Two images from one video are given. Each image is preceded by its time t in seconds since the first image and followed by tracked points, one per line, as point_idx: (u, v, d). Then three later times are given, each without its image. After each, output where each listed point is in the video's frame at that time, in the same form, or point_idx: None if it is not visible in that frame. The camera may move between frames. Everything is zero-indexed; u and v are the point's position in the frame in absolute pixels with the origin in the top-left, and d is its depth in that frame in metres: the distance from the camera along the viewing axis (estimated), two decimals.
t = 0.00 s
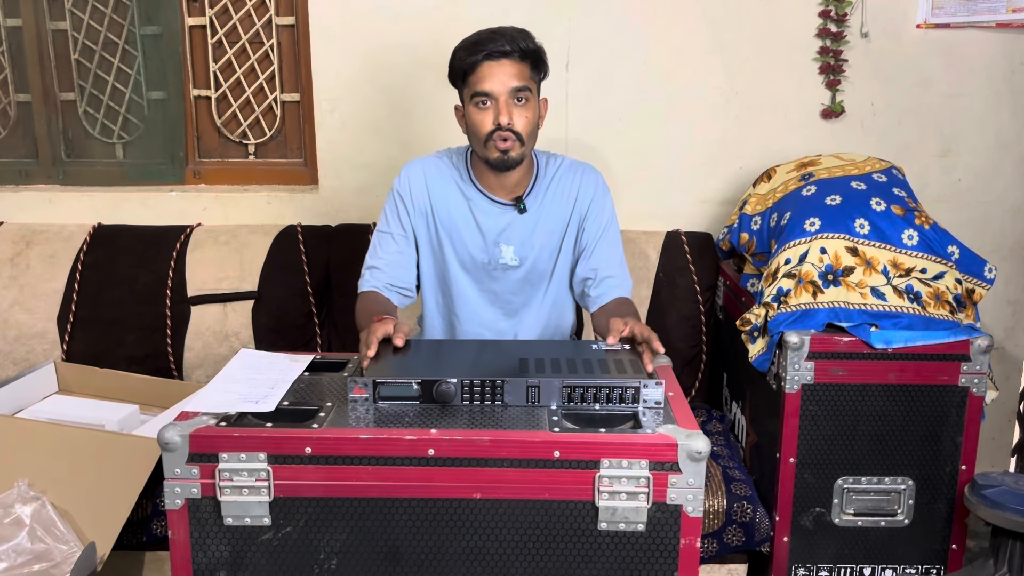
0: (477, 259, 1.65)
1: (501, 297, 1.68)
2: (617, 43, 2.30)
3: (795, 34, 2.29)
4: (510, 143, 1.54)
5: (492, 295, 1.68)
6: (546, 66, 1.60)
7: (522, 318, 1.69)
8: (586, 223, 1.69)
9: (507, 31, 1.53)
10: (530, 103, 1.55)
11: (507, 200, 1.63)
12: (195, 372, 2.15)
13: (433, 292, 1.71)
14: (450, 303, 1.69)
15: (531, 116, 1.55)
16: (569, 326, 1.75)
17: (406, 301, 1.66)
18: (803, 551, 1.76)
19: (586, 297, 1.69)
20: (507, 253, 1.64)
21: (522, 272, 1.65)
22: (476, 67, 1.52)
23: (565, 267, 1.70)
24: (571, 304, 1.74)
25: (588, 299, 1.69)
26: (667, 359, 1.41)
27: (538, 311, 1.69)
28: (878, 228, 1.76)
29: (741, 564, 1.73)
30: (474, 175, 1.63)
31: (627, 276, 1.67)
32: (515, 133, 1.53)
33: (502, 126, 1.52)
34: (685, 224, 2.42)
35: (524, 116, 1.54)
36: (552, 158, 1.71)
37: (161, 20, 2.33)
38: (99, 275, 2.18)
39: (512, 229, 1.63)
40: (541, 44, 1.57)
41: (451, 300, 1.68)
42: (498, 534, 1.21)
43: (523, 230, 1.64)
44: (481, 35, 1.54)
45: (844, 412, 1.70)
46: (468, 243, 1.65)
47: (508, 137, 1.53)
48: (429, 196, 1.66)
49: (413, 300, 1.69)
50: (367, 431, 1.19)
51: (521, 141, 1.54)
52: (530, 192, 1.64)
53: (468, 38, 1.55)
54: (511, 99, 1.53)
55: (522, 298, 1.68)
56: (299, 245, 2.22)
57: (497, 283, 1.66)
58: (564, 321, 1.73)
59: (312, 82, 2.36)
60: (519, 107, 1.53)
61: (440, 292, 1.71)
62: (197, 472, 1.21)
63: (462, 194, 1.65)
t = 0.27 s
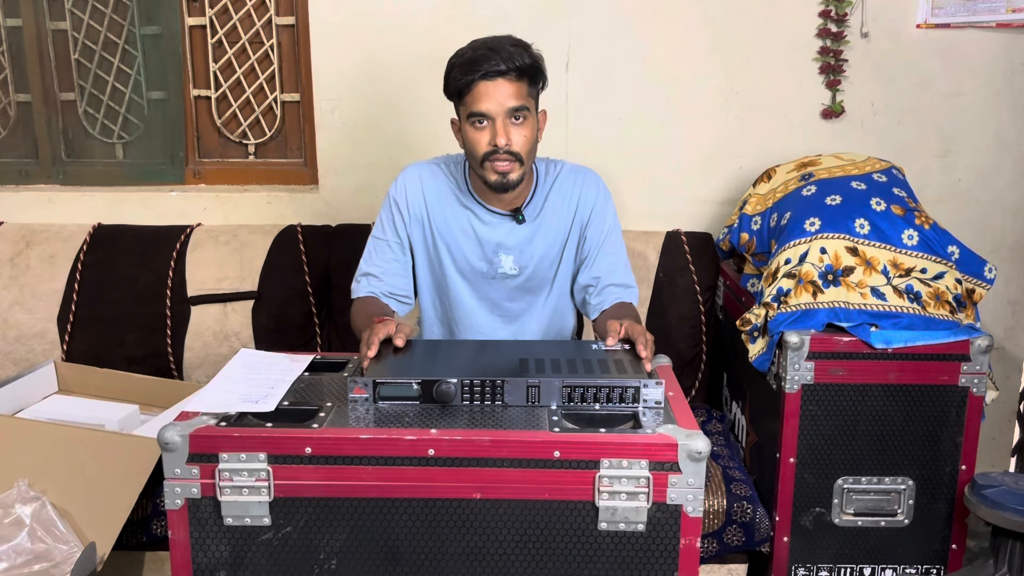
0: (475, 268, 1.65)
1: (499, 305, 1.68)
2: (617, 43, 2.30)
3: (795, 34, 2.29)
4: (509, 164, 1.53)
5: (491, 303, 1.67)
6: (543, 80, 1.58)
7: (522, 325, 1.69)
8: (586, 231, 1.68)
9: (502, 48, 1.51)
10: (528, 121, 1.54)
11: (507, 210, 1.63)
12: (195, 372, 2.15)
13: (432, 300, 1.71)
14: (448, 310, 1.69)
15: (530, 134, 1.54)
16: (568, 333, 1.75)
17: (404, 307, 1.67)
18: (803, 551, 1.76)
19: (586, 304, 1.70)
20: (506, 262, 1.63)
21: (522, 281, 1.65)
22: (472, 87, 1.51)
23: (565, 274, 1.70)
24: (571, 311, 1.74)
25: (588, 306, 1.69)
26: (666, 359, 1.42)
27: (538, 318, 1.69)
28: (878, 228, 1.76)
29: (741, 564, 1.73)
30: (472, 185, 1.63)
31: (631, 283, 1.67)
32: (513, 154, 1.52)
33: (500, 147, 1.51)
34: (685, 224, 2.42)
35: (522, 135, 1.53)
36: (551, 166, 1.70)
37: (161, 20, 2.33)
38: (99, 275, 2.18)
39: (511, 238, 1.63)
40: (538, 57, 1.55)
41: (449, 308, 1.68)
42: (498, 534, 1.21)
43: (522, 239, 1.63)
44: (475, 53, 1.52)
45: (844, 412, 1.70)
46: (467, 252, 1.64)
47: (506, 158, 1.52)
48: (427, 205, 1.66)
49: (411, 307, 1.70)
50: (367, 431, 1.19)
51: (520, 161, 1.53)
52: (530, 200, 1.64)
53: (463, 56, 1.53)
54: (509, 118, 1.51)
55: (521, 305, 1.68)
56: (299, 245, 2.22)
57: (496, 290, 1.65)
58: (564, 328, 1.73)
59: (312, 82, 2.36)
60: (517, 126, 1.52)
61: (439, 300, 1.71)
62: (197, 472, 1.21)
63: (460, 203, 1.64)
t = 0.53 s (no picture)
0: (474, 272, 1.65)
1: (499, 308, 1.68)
2: (617, 43, 2.30)
3: (795, 34, 2.29)
4: (507, 168, 1.53)
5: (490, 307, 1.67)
6: (542, 81, 1.57)
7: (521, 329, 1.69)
8: (586, 234, 1.69)
9: (500, 51, 1.50)
10: (527, 125, 1.54)
11: (506, 213, 1.63)
12: (195, 372, 2.15)
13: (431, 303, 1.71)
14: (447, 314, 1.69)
15: (528, 138, 1.54)
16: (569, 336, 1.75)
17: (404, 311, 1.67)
18: (803, 551, 1.76)
19: (587, 307, 1.70)
20: (506, 265, 1.64)
21: (521, 284, 1.65)
22: (470, 91, 1.51)
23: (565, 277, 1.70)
24: (571, 314, 1.74)
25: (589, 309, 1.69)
26: (666, 359, 1.42)
27: (538, 322, 1.69)
28: (878, 228, 1.76)
29: (741, 564, 1.73)
30: (472, 188, 1.63)
31: (633, 286, 1.67)
32: (512, 158, 1.52)
33: (499, 152, 1.51)
34: (685, 224, 2.42)
35: (521, 139, 1.53)
36: (551, 168, 1.70)
37: (161, 20, 2.33)
38: (99, 275, 2.18)
39: (511, 241, 1.63)
40: (536, 61, 1.54)
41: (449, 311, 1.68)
42: (498, 534, 1.21)
43: (522, 242, 1.64)
44: (473, 57, 1.51)
45: (844, 413, 1.70)
46: (466, 256, 1.64)
47: (505, 163, 1.52)
48: (425, 208, 1.66)
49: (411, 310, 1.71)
50: (367, 431, 1.19)
51: (519, 165, 1.53)
52: (530, 204, 1.64)
53: (460, 59, 1.52)
54: (507, 122, 1.51)
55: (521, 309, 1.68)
56: (299, 245, 2.22)
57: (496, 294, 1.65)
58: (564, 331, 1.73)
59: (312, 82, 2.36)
60: (515, 130, 1.52)
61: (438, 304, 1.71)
62: (197, 472, 1.21)
63: (460, 206, 1.64)
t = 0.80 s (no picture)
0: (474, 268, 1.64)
1: (499, 305, 1.67)
2: (617, 43, 2.30)
3: (794, 34, 2.29)
4: (498, 162, 1.53)
5: (490, 304, 1.67)
6: (520, 68, 1.56)
7: (522, 326, 1.69)
8: (586, 232, 1.68)
9: (472, 48, 1.50)
10: (510, 116, 1.53)
11: (504, 208, 1.63)
12: (195, 372, 2.15)
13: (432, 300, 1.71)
14: (448, 311, 1.69)
15: (515, 129, 1.54)
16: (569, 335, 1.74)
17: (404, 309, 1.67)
18: (803, 551, 1.76)
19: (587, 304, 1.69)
20: (505, 262, 1.63)
21: (521, 282, 1.64)
22: (449, 92, 1.51)
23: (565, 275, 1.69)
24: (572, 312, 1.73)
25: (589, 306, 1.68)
26: (666, 359, 1.43)
27: (538, 319, 1.68)
28: (878, 228, 1.76)
29: (741, 564, 1.73)
30: (470, 183, 1.63)
31: (629, 284, 1.65)
32: (501, 151, 1.53)
33: (486, 148, 1.52)
34: (685, 224, 2.42)
35: (507, 132, 1.53)
36: (551, 164, 1.69)
37: (161, 20, 2.33)
38: (98, 275, 2.18)
39: (509, 238, 1.62)
40: (510, 51, 1.54)
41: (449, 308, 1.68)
42: (498, 534, 1.21)
43: (520, 239, 1.63)
44: (446, 58, 1.52)
45: (844, 412, 1.70)
46: (465, 252, 1.64)
47: (494, 157, 1.52)
48: (425, 205, 1.66)
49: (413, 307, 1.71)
50: (367, 431, 1.19)
51: (509, 157, 1.54)
52: (528, 199, 1.63)
53: (434, 64, 1.53)
54: (490, 117, 1.51)
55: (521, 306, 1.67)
56: (299, 245, 2.22)
57: (495, 291, 1.65)
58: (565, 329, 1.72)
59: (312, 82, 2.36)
60: (499, 123, 1.52)
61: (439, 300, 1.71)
62: (197, 472, 1.21)
63: (458, 202, 1.64)
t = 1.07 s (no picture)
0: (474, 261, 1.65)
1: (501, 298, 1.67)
2: (617, 43, 2.30)
3: (795, 34, 2.29)
4: (483, 147, 1.54)
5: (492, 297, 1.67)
6: (507, 56, 1.58)
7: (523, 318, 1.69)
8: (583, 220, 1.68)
9: (456, 36, 1.53)
10: (496, 102, 1.54)
11: (501, 197, 1.64)
12: (195, 372, 2.15)
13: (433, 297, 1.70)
14: (449, 306, 1.68)
15: (499, 115, 1.55)
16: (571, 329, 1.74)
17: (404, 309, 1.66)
18: (803, 551, 1.76)
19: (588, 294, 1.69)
20: (504, 253, 1.64)
21: (520, 273, 1.65)
22: (435, 79, 1.54)
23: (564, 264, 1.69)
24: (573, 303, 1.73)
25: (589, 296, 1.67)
26: (666, 359, 1.43)
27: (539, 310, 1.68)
28: (878, 228, 1.76)
29: (741, 564, 1.73)
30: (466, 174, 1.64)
31: (625, 273, 1.65)
32: (485, 136, 1.54)
33: (469, 133, 1.53)
34: (685, 224, 2.42)
35: (491, 118, 1.54)
36: (545, 154, 1.70)
37: (161, 20, 2.33)
38: (98, 275, 2.18)
39: (508, 228, 1.63)
40: (498, 40, 1.55)
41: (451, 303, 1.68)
42: (498, 534, 1.21)
43: (518, 228, 1.64)
44: (434, 45, 1.55)
45: (844, 412, 1.70)
46: (464, 244, 1.64)
47: (479, 142, 1.53)
48: (423, 200, 1.66)
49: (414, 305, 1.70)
50: (367, 431, 1.19)
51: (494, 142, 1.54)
52: (524, 188, 1.64)
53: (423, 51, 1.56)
54: (473, 103, 1.53)
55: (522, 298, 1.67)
56: (299, 245, 2.21)
57: (495, 284, 1.65)
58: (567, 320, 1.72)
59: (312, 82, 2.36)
60: (483, 109, 1.53)
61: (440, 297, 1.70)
62: (197, 472, 1.21)
63: (456, 194, 1.65)
